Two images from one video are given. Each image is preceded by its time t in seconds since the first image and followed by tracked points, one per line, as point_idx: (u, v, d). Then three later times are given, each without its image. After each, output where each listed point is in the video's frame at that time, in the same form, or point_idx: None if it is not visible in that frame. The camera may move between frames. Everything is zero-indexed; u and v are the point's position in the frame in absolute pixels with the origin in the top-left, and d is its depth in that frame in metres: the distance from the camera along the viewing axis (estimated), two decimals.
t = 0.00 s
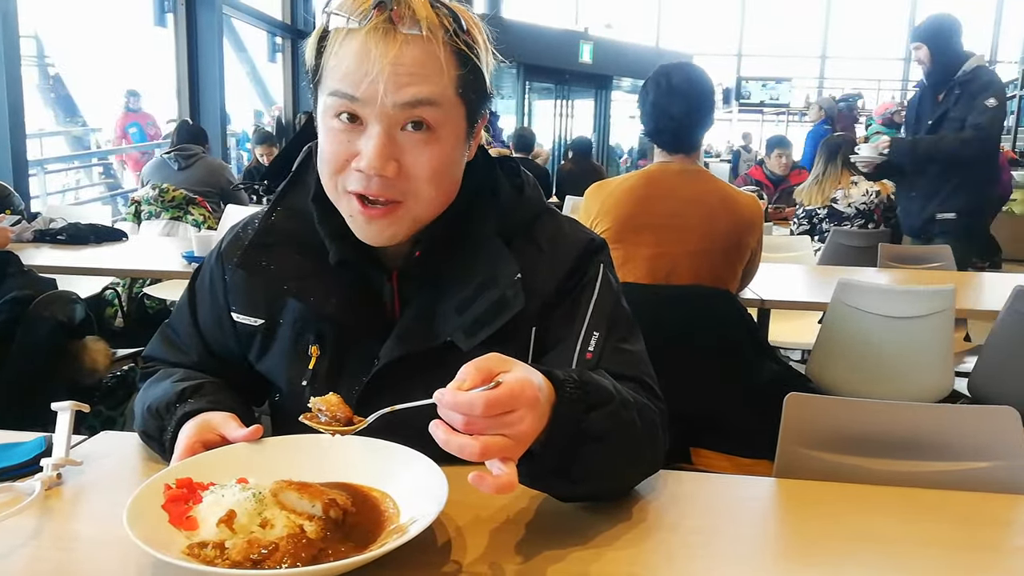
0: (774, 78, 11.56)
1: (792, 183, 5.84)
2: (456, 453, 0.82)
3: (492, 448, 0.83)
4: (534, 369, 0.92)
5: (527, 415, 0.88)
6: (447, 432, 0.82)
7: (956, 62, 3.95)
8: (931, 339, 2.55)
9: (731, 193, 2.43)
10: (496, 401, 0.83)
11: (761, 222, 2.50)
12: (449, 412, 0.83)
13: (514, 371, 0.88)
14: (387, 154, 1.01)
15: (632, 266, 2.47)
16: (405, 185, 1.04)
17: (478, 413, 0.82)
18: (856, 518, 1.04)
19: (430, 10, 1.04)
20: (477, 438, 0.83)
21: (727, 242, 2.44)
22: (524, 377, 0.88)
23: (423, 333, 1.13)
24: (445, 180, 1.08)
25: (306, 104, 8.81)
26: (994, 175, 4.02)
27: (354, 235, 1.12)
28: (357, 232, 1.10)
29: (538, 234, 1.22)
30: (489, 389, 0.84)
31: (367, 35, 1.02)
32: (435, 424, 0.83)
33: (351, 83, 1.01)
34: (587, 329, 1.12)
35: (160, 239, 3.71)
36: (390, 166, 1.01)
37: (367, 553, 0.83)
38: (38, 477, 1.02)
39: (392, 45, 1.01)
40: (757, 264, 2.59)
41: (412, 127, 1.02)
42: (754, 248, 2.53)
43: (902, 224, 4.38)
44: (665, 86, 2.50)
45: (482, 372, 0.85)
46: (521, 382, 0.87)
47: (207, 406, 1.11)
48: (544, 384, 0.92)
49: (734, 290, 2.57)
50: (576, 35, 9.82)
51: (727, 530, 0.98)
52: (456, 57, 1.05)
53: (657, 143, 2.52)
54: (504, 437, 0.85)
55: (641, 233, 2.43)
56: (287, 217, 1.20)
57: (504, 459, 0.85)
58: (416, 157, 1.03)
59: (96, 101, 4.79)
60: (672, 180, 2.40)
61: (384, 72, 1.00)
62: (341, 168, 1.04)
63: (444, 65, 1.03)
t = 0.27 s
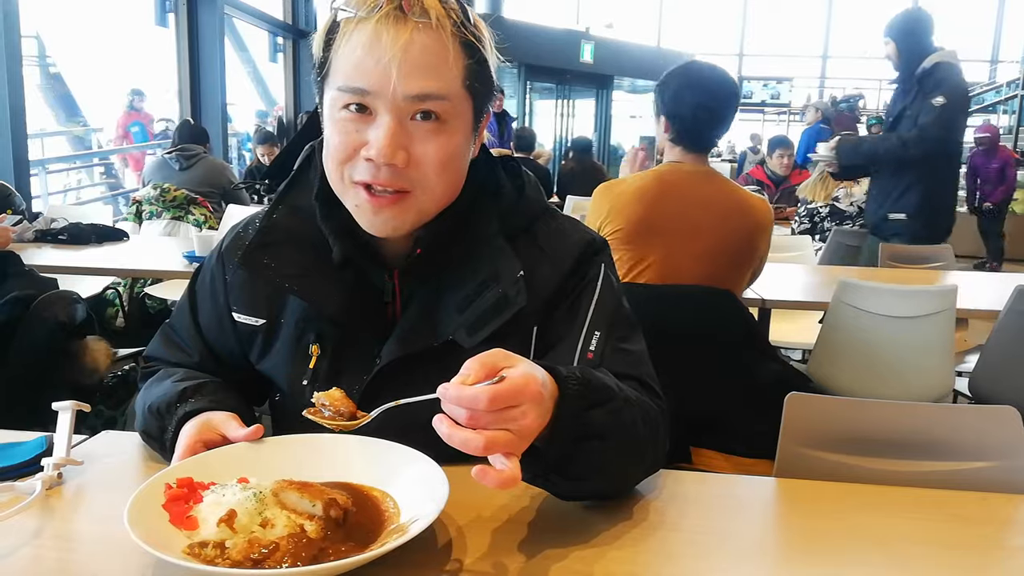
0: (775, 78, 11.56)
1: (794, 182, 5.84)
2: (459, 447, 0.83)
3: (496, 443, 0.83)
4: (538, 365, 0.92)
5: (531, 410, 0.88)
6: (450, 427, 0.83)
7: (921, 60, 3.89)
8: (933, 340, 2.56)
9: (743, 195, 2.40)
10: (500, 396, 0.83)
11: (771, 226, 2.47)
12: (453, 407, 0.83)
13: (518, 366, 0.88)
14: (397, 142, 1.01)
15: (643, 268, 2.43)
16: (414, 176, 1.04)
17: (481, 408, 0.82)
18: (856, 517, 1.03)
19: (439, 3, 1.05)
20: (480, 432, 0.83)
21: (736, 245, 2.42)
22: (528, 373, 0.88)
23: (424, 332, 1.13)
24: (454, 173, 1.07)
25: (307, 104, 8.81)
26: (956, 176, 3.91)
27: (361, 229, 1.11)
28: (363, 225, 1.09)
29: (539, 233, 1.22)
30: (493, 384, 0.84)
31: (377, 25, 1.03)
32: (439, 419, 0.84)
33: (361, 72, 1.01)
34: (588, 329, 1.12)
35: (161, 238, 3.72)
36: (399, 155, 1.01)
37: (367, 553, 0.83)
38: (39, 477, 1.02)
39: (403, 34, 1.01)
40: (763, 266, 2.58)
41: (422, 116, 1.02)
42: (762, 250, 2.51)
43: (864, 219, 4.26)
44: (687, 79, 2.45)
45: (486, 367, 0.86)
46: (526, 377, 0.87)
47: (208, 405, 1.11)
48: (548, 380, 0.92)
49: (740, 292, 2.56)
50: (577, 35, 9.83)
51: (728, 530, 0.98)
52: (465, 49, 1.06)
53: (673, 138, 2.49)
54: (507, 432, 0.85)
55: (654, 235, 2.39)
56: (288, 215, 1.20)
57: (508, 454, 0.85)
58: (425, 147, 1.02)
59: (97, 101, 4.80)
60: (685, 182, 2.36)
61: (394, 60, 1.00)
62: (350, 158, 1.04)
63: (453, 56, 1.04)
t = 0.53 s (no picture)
0: (773, 78, 11.56)
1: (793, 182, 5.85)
2: (460, 446, 0.83)
3: (496, 442, 0.83)
4: (538, 364, 0.92)
5: (531, 409, 0.88)
6: (450, 425, 0.83)
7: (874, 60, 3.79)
8: (929, 340, 2.56)
9: (750, 201, 2.38)
10: (500, 394, 0.83)
11: (775, 232, 2.47)
12: (453, 406, 0.83)
13: (519, 365, 0.88)
14: (395, 143, 1.01)
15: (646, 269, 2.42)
16: (411, 177, 1.04)
17: (481, 407, 0.82)
18: (855, 517, 1.04)
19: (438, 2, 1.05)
20: (481, 431, 0.83)
21: (738, 251, 2.41)
22: (528, 371, 0.88)
23: (423, 332, 1.13)
24: (451, 174, 1.07)
25: (306, 104, 8.81)
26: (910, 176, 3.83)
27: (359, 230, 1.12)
28: (361, 227, 1.09)
29: (538, 233, 1.22)
30: (493, 383, 0.84)
31: (376, 25, 1.02)
32: (440, 417, 0.84)
33: (359, 74, 1.01)
34: (587, 329, 1.12)
35: (159, 238, 3.72)
36: (397, 157, 1.01)
37: (366, 552, 0.83)
38: (38, 477, 1.02)
39: (401, 34, 1.01)
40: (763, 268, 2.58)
41: (419, 118, 1.02)
42: (764, 253, 2.50)
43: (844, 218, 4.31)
44: (704, 78, 2.46)
45: (487, 366, 0.85)
46: (526, 376, 0.87)
47: (207, 405, 1.11)
48: (548, 379, 0.92)
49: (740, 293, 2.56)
50: (576, 35, 9.83)
51: (727, 530, 0.98)
52: (464, 48, 1.05)
53: (686, 132, 2.43)
54: (507, 431, 0.85)
55: (658, 237, 2.38)
56: (286, 215, 1.20)
57: (508, 453, 0.85)
58: (423, 148, 1.03)
59: (95, 101, 4.80)
60: (694, 186, 2.33)
61: (392, 61, 1.00)
62: (348, 160, 1.04)
63: (452, 56, 1.04)
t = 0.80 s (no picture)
0: (775, 77, 11.54)
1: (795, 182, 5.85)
2: (460, 444, 0.82)
3: (496, 440, 0.83)
4: (538, 362, 0.92)
5: (531, 407, 0.88)
6: (451, 423, 0.83)
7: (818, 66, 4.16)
8: (929, 339, 2.56)
9: (755, 205, 2.38)
10: (500, 392, 0.83)
11: (777, 236, 2.47)
12: (454, 404, 0.83)
13: (519, 363, 0.88)
14: (391, 140, 1.01)
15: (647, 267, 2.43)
16: (408, 174, 1.04)
17: (482, 405, 0.82)
18: (856, 516, 1.03)
19: None
20: (481, 429, 0.83)
21: (738, 255, 2.41)
22: (528, 370, 0.88)
23: (423, 330, 1.13)
24: (449, 171, 1.07)
25: (307, 102, 8.80)
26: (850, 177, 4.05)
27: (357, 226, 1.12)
28: (360, 223, 1.09)
29: (538, 231, 1.21)
30: (494, 381, 0.84)
31: (372, 21, 1.02)
32: (440, 415, 0.84)
33: (355, 71, 1.01)
34: (588, 328, 1.12)
35: (161, 237, 3.72)
36: (393, 154, 1.01)
37: (367, 551, 0.83)
38: (40, 476, 1.02)
39: (397, 31, 1.01)
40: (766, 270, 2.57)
41: (416, 114, 1.02)
42: (767, 256, 2.49)
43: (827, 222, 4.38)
44: (714, 78, 2.47)
45: (487, 364, 0.85)
46: (526, 374, 0.87)
47: (209, 403, 1.11)
48: (548, 377, 0.92)
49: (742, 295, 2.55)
50: (578, 34, 9.83)
51: (728, 528, 0.98)
52: (460, 44, 1.05)
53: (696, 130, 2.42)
54: (507, 428, 0.85)
55: (659, 235, 2.38)
56: (287, 214, 1.20)
57: (508, 451, 0.85)
58: (419, 145, 1.02)
59: (97, 99, 4.80)
60: (700, 187, 2.31)
61: (387, 57, 1.00)
62: (345, 157, 1.04)
63: (448, 52, 1.03)
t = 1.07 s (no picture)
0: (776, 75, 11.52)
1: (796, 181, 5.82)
2: (456, 445, 0.82)
3: (492, 441, 0.83)
4: (534, 363, 0.92)
5: (527, 408, 0.88)
6: (446, 425, 0.82)
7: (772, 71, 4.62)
8: (931, 338, 2.56)
9: (756, 203, 2.38)
10: (496, 394, 0.83)
11: (778, 236, 2.47)
12: (450, 405, 0.82)
13: (515, 365, 0.88)
14: (376, 170, 0.99)
15: (645, 265, 2.42)
16: (396, 200, 1.02)
17: (478, 406, 0.82)
18: (858, 515, 1.03)
19: (409, 17, 1.01)
20: (477, 431, 0.82)
21: (739, 254, 2.40)
22: (524, 370, 0.88)
23: (421, 332, 1.13)
24: (436, 190, 1.06)
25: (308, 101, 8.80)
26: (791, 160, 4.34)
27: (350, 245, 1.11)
28: (353, 244, 1.09)
29: (536, 230, 1.21)
30: (489, 382, 0.84)
31: (348, 50, 0.99)
32: (434, 417, 0.83)
33: (333, 101, 0.98)
34: (587, 326, 1.12)
35: (162, 235, 3.72)
36: (379, 184, 0.99)
37: (369, 548, 0.83)
38: (42, 473, 1.02)
39: (373, 58, 0.98)
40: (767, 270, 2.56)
41: (399, 142, 0.99)
42: (767, 255, 2.49)
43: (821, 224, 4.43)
44: (717, 75, 2.47)
45: (483, 365, 0.85)
46: (522, 375, 0.87)
47: (210, 401, 1.11)
48: (544, 378, 0.92)
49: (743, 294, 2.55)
50: (578, 32, 9.82)
51: (729, 527, 0.98)
52: (441, 63, 1.02)
53: (696, 130, 2.43)
54: (503, 429, 0.85)
55: (658, 235, 2.37)
56: (283, 215, 1.19)
57: (504, 453, 0.85)
58: (406, 171, 1.01)
59: (97, 98, 4.80)
60: (701, 186, 2.32)
61: (365, 88, 0.97)
62: (332, 187, 1.02)
63: (427, 74, 1.00)
